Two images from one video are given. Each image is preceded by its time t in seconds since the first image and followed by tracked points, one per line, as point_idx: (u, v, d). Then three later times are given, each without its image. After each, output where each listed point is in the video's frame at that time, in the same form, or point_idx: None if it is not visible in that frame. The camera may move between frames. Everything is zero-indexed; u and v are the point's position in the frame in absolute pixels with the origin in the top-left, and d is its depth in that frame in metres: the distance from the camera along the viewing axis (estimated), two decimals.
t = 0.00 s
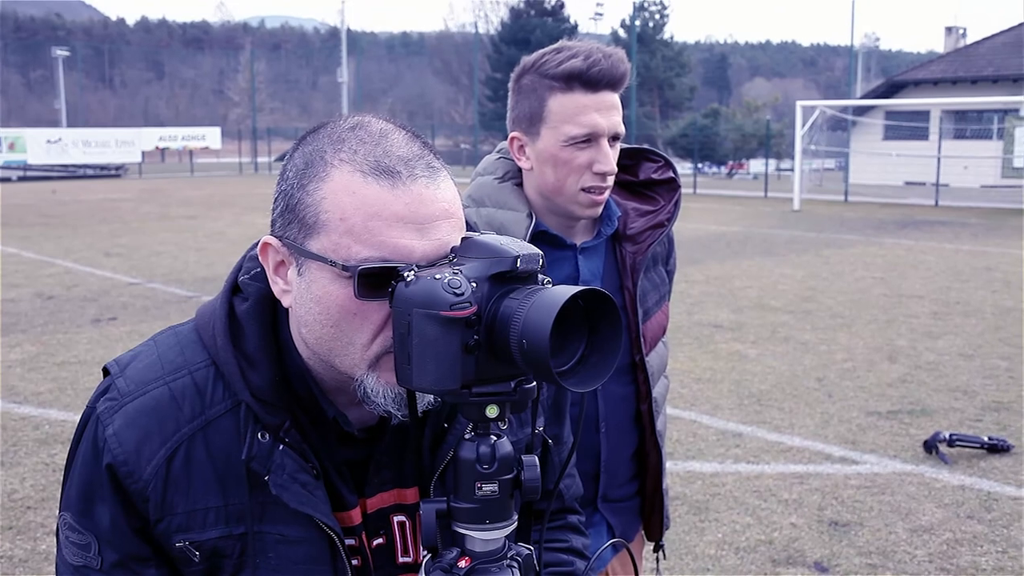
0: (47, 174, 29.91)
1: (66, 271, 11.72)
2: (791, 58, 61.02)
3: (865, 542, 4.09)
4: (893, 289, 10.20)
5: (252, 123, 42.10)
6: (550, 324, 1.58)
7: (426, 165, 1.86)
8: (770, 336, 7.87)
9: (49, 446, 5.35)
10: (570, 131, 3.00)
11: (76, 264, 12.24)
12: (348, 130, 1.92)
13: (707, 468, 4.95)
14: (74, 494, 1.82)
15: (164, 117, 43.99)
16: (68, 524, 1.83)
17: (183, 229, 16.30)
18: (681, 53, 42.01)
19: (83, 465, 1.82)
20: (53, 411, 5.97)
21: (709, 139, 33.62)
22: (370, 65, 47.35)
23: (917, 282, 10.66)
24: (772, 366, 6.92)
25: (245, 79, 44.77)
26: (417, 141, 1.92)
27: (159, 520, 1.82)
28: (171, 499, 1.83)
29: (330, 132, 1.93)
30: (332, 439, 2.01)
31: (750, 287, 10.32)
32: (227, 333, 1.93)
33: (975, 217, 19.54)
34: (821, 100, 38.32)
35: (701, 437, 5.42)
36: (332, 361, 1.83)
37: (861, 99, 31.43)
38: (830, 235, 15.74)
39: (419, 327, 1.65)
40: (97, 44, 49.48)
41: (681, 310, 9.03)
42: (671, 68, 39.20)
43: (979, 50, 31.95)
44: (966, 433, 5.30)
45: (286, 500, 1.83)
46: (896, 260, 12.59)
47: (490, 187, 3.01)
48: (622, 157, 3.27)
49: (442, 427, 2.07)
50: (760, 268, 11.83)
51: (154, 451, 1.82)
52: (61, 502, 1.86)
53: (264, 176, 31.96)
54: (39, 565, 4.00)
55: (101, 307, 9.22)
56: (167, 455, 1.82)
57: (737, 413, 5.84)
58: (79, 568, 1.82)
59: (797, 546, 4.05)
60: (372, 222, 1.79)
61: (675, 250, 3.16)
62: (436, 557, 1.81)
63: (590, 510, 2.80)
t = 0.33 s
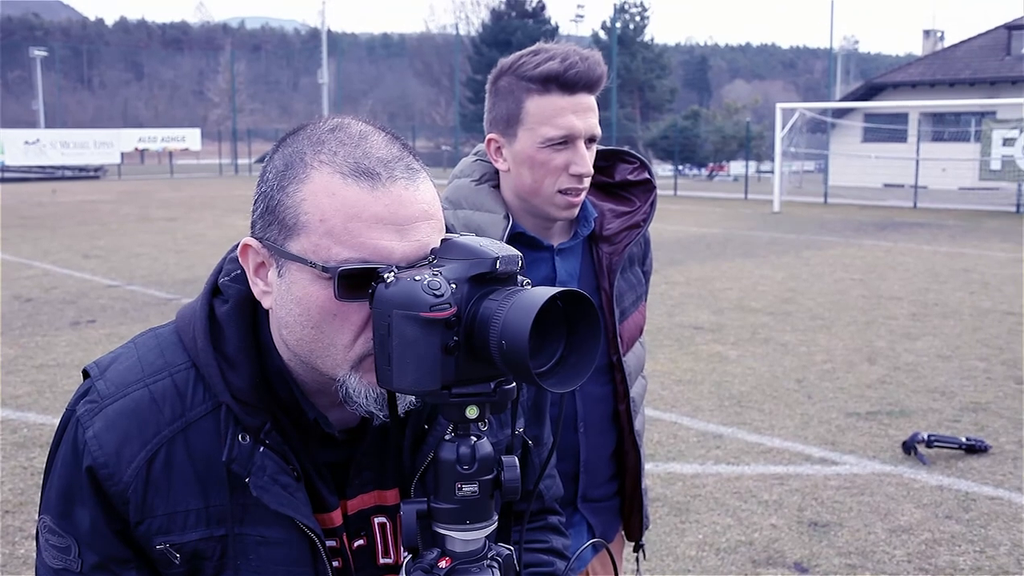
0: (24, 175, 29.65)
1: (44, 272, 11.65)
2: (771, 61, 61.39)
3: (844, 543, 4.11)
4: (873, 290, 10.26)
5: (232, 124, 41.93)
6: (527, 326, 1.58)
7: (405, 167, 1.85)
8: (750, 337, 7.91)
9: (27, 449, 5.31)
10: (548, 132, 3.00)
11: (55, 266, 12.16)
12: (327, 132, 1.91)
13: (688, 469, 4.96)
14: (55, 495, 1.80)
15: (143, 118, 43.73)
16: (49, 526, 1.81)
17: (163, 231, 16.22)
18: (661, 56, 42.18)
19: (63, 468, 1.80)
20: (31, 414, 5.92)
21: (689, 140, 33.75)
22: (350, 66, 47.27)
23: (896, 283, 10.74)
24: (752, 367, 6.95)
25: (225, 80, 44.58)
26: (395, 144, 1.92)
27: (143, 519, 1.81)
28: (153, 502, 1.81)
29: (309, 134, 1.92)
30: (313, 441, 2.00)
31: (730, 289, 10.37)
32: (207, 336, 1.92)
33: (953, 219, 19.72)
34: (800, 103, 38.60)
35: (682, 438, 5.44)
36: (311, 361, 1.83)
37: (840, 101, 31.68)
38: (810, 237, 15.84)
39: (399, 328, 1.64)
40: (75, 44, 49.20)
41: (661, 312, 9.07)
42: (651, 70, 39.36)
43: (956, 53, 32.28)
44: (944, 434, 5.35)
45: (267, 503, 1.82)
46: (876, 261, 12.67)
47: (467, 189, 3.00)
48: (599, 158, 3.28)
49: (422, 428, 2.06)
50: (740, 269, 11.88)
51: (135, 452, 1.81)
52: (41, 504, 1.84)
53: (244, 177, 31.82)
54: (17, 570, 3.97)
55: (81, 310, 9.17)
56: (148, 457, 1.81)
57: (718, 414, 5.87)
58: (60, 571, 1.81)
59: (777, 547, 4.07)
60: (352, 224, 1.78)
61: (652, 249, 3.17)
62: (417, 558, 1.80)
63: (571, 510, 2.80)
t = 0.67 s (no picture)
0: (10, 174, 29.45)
1: (30, 273, 11.58)
2: (757, 61, 61.56)
3: (830, 541, 4.12)
4: (859, 289, 10.30)
5: (218, 124, 41.78)
6: (514, 323, 1.58)
7: (391, 166, 1.85)
8: (737, 337, 7.93)
9: (12, 450, 5.28)
10: (527, 129, 3.01)
11: (41, 265, 12.12)
12: (313, 131, 1.91)
13: (675, 468, 4.97)
14: (39, 497, 1.79)
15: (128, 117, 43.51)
16: (34, 527, 1.80)
17: (149, 231, 16.15)
18: (648, 56, 42.26)
19: (49, 468, 1.79)
20: (16, 414, 5.89)
21: (676, 140, 33.80)
22: (337, 65, 47.16)
23: (881, 282, 10.78)
24: (738, 366, 6.97)
25: (211, 79, 44.43)
26: (382, 143, 1.91)
27: (131, 520, 1.81)
28: (140, 504, 1.81)
29: (295, 133, 1.92)
30: (301, 439, 2.00)
31: (717, 288, 10.39)
32: (193, 333, 1.92)
33: (939, 219, 19.81)
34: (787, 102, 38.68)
35: (669, 437, 5.45)
36: (296, 360, 1.82)
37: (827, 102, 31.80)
38: (796, 236, 15.88)
39: (387, 326, 1.63)
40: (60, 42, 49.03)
41: (649, 311, 9.09)
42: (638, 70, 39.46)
43: (942, 53, 32.44)
44: (929, 432, 5.37)
45: (254, 501, 1.82)
46: (862, 261, 12.73)
47: (451, 188, 3.00)
48: (582, 156, 3.28)
49: (407, 428, 2.06)
50: (727, 269, 11.90)
51: (121, 452, 1.80)
52: (24, 506, 1.83)
53: (231, 177, 31.70)
54: None
55: (67, 310, 9.13)
56: (134, 456, 1.81)
57: (704, 413, 5.88)
58: (45, 572, 1.80)
59: (763, 545, 4.08)
60: (337, 224, 1.78)
61: (636, 247, 3.18)
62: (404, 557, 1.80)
63: (556, 507, 2.81)
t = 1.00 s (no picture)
0: None
1: (9, 274, 11.49)
2: (739, 61, 61.81)
3: (811, 538, 4.14)
4: (840, 288, 10.36)
5: (198, 123, 41.60)
6: (492, 323, 1.58)
7: (367, 164, 1.84)
8: (718, 336, 7.95)
9: None
10: (496, 129, 3.00)
11: (21, 266, 12.06)
12: (289, 129, 1.90)
13: (657, 467, 4.98)
14: (16, 497, 1.78)
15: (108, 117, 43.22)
16: (11, 527, 1.80)
17: (129, 231, 16.06)
18: (631, 55, 42.34)
19: (25, 467, 1.79)
20: None
21: (658, 139, 33.86)
22: (319, 65, 47.01)
23: (862, 281, 10.84)
24: (720, 365, 6.99)
25: (192, 79, 44.22)
26: (358, 141, 1.91)
27: (113, 517, 1.80)
28: (120, 502, 1.80)
29: (270, 132, 1.90)
30: (280, 438, 1.99)
31: (699, 288, 10.42)
32: (171, 332, 1.91)
33: (918, 217, 19.91)
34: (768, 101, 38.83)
35: (651, 436, 5.46)
36: (271, 359, 1.82)
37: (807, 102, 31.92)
38: (777, 235, 15.95)
39: (363, 326, 1.63)
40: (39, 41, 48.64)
41: (631, 311, 9.10)
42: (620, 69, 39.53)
43: (921, 53, 32.65)
44: (910, 430, 5.41)
45: (231, 500, 1.81)
46: (843, 259, 12.79)
47: (425, 186, 2.99)
48: (557, 154, 3.28)
49: (388, 426, 2.05)
50: (709, 268, 11.94)
51: (98, 452, 1.79)
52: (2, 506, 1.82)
53: (211, 177, 31.55)
54: None
55: (46, 311, 9.06)
56: (112, 454, 1.79)
57: (686, 412, 5.90)
58: (22, 572, 1.79)
59: (744, 543, 4.09)
60: (314, 222, 1.77)
61: (614, 244, 3.19)
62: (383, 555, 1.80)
63: (534, 505, 2.82)
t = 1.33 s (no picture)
0: None
1: None
2: (715, 58, 62.11)
3: (788, 531, 4.17)
4: (815, 284, 10.43)
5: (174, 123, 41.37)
6: (463, 318, 1.59)
7: (337, 160, 1.84)
8: (696, 332, 7.98)
9: None
10: (466, 125, 3.01)
11: None
12: (258, 126, 1.89)
13: (635, 463, 5.00)
14: None
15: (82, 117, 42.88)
16: None
17: (103, 232, 15.94)
18: (608, 53, 42.42)
19: None
20: None
21: (635, 137, 33.97)
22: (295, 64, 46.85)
23: (838, 277, 10.91)
24: (697, 360, 7.02)
25: (167, 78, 43.97)
26: (328, 136, 1.90)
27: (88, 517, 1.79)
28: (94, 501, 1.80)
29: (240, 129, 1.90)
30: (253, 434, 1.99)
31: (676, 284, 10.45)
32: (143, 330, 1.90)
33: (893, 214, 20.05)
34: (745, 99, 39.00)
35: (629, 432, 5.48)
36: (241, 355, 1.82)
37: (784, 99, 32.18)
38: (753, 232, 16.03)
39: (336, 322, 1.63)
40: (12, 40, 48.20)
41: (608, 308, 9.12)
42: (598, 67, 39.68)
43: (896, 51, 32.94)
44: (886, 423, 5.45)
45: (204, 497, 1.81)
46: (819, 255, 12.88)
47: (392, 184, 3.00)
48: (527, 152, 3.29)
49: (361, 422, 2.05)
50: (686, 265, 11.98)
51: (70, 450, 1.78)
52: None
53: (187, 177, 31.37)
54: None
55: (20, 312, 9.00)
56: (84, 453, 1.79)
57: (663, 408, 5.92)
58: None
59: (722, 538, 4.12)
60: (282, 220, 1.77)
61: (585, 240, 3.21)
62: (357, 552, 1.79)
63: (509, 503, 2.82)
